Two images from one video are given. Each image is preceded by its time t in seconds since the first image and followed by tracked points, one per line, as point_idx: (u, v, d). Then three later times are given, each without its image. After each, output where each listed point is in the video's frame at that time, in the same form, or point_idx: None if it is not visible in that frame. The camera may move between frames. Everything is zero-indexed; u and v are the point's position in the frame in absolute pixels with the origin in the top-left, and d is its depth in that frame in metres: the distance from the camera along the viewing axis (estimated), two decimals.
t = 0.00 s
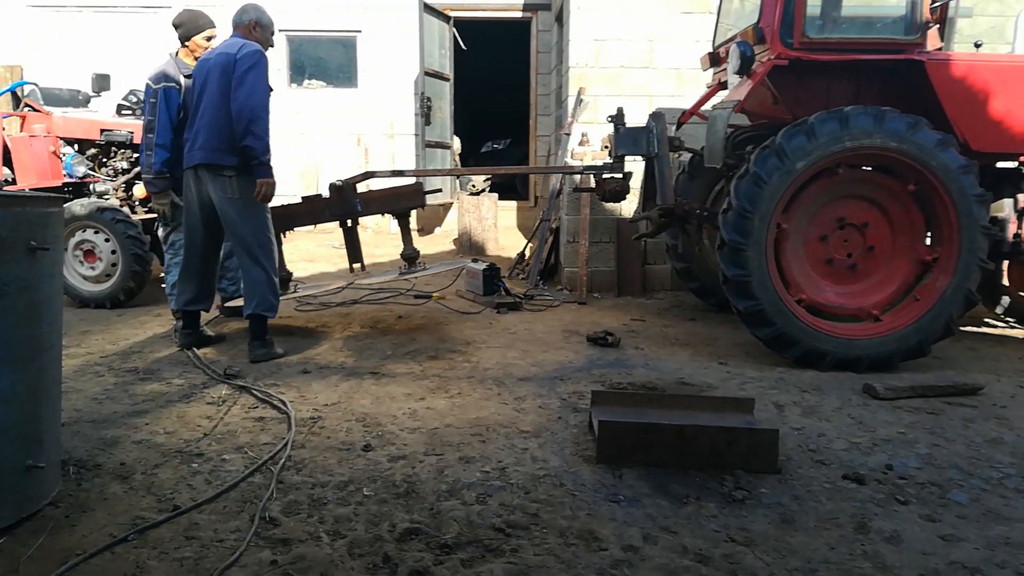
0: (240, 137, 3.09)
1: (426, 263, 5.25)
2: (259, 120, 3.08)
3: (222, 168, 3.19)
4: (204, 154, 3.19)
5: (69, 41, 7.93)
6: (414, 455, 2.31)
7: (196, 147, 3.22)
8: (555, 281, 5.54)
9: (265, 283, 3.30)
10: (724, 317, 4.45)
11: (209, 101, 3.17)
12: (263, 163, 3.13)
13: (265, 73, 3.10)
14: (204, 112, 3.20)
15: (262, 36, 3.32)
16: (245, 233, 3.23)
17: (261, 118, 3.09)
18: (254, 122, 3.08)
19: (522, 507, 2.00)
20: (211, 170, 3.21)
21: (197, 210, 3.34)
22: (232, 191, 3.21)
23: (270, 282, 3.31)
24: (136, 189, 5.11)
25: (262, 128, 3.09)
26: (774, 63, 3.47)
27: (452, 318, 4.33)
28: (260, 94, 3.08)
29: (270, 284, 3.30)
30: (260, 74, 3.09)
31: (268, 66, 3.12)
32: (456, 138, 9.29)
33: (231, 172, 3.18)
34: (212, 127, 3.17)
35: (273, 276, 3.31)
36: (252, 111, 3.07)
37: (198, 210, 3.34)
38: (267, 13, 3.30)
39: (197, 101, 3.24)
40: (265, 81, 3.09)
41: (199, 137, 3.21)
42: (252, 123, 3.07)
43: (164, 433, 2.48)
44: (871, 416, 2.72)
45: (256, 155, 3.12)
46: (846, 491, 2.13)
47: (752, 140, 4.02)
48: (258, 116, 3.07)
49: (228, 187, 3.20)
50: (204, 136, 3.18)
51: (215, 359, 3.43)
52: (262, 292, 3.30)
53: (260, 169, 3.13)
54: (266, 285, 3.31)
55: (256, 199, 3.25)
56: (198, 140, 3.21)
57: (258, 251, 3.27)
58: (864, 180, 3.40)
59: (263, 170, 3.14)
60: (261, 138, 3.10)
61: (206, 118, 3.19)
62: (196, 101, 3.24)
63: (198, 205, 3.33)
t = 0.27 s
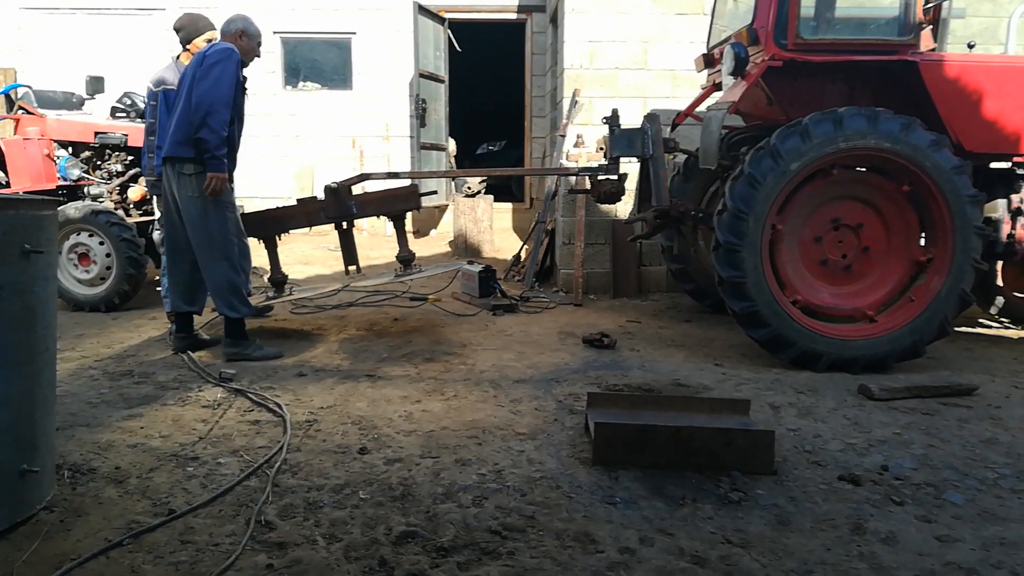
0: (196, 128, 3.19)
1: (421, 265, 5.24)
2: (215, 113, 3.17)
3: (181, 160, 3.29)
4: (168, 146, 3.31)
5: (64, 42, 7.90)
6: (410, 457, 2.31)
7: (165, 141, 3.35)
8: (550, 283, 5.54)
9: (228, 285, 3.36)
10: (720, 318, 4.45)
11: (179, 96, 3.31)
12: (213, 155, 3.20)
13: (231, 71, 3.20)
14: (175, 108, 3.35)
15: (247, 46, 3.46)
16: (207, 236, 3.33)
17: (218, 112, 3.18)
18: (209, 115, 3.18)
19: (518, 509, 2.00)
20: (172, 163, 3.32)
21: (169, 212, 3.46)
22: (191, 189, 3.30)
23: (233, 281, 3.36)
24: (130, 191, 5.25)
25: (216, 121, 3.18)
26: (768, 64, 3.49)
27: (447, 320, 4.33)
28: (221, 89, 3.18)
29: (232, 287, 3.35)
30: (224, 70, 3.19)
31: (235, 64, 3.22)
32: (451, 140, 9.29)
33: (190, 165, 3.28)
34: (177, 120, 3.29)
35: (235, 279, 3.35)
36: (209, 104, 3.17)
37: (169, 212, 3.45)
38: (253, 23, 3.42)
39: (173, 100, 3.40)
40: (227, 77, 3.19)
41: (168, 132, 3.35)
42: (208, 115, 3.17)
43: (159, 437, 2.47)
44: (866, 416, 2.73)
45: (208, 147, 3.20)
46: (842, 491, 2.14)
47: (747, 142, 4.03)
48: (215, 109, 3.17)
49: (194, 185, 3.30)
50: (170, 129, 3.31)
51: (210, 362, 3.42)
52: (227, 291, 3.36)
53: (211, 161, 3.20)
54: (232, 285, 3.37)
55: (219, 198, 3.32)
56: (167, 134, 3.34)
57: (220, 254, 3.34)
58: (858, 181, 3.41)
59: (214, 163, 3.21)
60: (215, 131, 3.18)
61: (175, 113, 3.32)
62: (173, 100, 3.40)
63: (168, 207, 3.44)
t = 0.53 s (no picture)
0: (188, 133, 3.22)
1: (421, 269, 5.24)
2: (207, 119, 3.21)
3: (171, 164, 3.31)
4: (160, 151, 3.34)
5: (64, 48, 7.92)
6: (410, 461, 2.31)
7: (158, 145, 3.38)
8: (550, 287, 5.54)
9: (211, 294, 3.36)
10: (719, 321, 4.46)
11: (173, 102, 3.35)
12: (206, 160, 3.22)
13: (224, 78, 3.24)
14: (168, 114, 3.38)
15: (246, 56, 3.47)
16: (193, 242, 3.33)
17: (210, 118, 3.21)
18: (202, 120, 3.21)
19: (518, 513, 2.00)
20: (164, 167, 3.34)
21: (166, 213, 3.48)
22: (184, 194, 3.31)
23: (218, 290, 3.37)
24: (129, 197, 5.24)
25: (209, 127, 3.21)
26: (765, 68, 3.50)
27: (447, 325, 4.33)
28: (213, 96, 3.22)
29: (213, 296, 3.35)
30: (218, 76, 3.24)
31: (229, 71, 3.26)
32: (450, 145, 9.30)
33: (183, 171, 3.30)
34: (170, 125, 3.33)
35: (220, 288, 3.35)
36: (201, 110, 3.20)
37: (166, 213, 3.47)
38: (251, 32, 3.45)
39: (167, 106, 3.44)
40: (220, 84, 3.23)
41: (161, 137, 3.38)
42: (201, 120, 3.20)
43: (159, 442, 2.47)
44: (866, 419, 2.73)
45: (200, 153, 3.23)
46: (842, 494, 2.14)
47: (745, 145, 4.03)
48: (207, 115, 3.20)
49: (185, 190, 3.31)
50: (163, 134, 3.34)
51: (209, 367, 3.42)
52: (211, 299, 3.37)
53: (203, 167, 3.23)
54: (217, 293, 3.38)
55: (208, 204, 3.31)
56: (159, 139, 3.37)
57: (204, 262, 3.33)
58: (855, 184, 3.42)
59: (206, 168, 3.23)
60: (207, 137, 3.21)
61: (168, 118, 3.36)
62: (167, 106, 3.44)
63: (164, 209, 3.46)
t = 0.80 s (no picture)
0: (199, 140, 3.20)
1: (421, 270, 5.24)
2: (219, 125, 3.20)
3: (178, 170, 3.29)
4: (166, 156, 3.31)
5: (63, 51, 7.93)
6: (411, 462, 2.31)
7: (161, 150, 3.34)
8: (550, 287, 5.54)
9: (210, 298, 3.38)
10: (719, 321, 4.46)
11: (180, 107, 3.32)
12: (218, 167, 3.22)
13: (234, 85, 3.23)
14: (173, 118, 3.35)
15: (248, 63, 3.51)
16: (195, 245, 3.33)
17: (221, 125, 3.20)
18: (214, 127, 3.20)
19: (519, 513, 2.00)
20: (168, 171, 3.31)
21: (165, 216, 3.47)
22: (185, 198, 3.30)
23: (218, 293, 3.38)
24: (130, 200, 5.20)
25: (220, 133, 3.20)
26: (765, 67, 3.50)
27: (447, 326, 4.33)
28: (224, 102, 3.21)
29: (215, 298, 3.37)
30: (227, 83, 3.22)
31: (237, 78, 3.25)
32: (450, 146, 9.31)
33: (189, 176, 3.28)
34: (177, 131, 3.30)
35: (219, 291, 3.37)
36: (212, 117, 3.19)
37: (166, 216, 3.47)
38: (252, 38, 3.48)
39: (170, 109, 3.40)
40: (231, 91, 3.22)
41: (165, 141, 3.35)
42: (212, 127, 3.19)
43: (159, 444, 2.47)
44: (867, 418, 2.73)
45: (212, 159, 3.22)
46: (843, 493, 2.14)
47: (745, 145, 4.03)
48: (218, 122, 3.19)
49: (189, 194, 3.29)
50: (169, 139, 3.31)
51: (209, 369, 3.42)
52: (210, 302, 3.39)
53: (215, 173, 3.22)
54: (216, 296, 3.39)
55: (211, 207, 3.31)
56: (164, 143, 3.34)
57: (205, 265, 3.34)
58: (855, 183, 3.42)
59: (218, 174, 3.23)
60: (219, 143, 3.21)
61: (173, 123, 3.32)
62: (169, 109, 3.40)
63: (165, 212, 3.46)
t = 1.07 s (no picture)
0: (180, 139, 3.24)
1: (422, 274, 5.25)
2: (197, 125, 3.24)
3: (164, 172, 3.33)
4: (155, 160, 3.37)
5: (66, 55, 7.95)
6: (411, 467, 2.31)
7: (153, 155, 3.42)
8: (551, 292, 5.54)
9: (203, 298, 3.39)
10: (720, 326, 4.45)
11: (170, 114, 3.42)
12: (196, 165, 3.23)
13: (216, 87, 3.29)
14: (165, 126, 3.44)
15: (244, 71, 3.52)
16: (184, 248, 3.35)
17: (200, 125, 3.24)
18: (193, 126, 3.23)
19: (520, 518, 2.00)
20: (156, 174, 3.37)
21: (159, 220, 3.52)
22: (172, 200, 3.33)
23: (210, 293, 3.39)
24: (131, 204, 5.15)
25: (198, 132, 3.23)
26: (765, 73, 3.50)
27: (448, 330, 4.33)
28: (205, 103, 3.26)
29: (208, 299, 3.38)
30: (211, 86, 3.30)
31: (221, 82, 3.32)
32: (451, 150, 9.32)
33: (173, 179, 3.31)
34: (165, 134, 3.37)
35: (210, 292, 3.37)
36: (192, 116, 3.24)
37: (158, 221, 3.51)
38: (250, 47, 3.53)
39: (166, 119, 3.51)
40: (212, 93, 3.28)
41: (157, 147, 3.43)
42: (192, 126, 3.23)
43: (160, 448, 2.47)
44: (868, 423, 2.73)
45: (191, 158, 3.23)
46: (844, 498, 2.13)
47: (745, 150, 4.03)
48: (197, 121, 3.23)
49: (174, 197, 3.32)
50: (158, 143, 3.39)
51: (210, 373, 3.42)
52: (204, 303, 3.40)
53: (194, 171, 3.23)
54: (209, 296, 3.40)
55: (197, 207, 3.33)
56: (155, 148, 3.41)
57: (196, 266, 3.35)
58: (855, 188, 3.42)
59: (198, 173, 3.23)
60: (197, 142, 3.23)
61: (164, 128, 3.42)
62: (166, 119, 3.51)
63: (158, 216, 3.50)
